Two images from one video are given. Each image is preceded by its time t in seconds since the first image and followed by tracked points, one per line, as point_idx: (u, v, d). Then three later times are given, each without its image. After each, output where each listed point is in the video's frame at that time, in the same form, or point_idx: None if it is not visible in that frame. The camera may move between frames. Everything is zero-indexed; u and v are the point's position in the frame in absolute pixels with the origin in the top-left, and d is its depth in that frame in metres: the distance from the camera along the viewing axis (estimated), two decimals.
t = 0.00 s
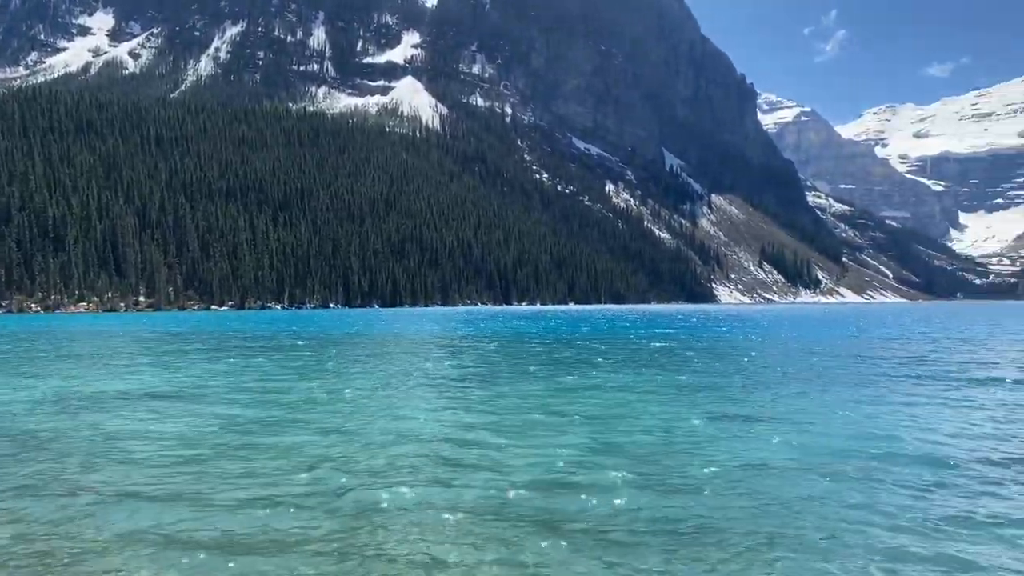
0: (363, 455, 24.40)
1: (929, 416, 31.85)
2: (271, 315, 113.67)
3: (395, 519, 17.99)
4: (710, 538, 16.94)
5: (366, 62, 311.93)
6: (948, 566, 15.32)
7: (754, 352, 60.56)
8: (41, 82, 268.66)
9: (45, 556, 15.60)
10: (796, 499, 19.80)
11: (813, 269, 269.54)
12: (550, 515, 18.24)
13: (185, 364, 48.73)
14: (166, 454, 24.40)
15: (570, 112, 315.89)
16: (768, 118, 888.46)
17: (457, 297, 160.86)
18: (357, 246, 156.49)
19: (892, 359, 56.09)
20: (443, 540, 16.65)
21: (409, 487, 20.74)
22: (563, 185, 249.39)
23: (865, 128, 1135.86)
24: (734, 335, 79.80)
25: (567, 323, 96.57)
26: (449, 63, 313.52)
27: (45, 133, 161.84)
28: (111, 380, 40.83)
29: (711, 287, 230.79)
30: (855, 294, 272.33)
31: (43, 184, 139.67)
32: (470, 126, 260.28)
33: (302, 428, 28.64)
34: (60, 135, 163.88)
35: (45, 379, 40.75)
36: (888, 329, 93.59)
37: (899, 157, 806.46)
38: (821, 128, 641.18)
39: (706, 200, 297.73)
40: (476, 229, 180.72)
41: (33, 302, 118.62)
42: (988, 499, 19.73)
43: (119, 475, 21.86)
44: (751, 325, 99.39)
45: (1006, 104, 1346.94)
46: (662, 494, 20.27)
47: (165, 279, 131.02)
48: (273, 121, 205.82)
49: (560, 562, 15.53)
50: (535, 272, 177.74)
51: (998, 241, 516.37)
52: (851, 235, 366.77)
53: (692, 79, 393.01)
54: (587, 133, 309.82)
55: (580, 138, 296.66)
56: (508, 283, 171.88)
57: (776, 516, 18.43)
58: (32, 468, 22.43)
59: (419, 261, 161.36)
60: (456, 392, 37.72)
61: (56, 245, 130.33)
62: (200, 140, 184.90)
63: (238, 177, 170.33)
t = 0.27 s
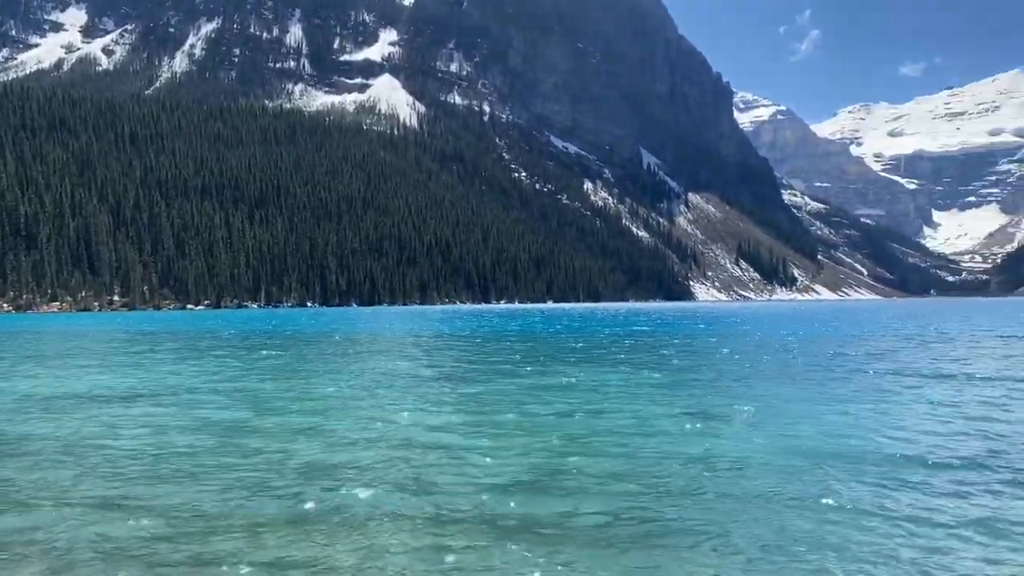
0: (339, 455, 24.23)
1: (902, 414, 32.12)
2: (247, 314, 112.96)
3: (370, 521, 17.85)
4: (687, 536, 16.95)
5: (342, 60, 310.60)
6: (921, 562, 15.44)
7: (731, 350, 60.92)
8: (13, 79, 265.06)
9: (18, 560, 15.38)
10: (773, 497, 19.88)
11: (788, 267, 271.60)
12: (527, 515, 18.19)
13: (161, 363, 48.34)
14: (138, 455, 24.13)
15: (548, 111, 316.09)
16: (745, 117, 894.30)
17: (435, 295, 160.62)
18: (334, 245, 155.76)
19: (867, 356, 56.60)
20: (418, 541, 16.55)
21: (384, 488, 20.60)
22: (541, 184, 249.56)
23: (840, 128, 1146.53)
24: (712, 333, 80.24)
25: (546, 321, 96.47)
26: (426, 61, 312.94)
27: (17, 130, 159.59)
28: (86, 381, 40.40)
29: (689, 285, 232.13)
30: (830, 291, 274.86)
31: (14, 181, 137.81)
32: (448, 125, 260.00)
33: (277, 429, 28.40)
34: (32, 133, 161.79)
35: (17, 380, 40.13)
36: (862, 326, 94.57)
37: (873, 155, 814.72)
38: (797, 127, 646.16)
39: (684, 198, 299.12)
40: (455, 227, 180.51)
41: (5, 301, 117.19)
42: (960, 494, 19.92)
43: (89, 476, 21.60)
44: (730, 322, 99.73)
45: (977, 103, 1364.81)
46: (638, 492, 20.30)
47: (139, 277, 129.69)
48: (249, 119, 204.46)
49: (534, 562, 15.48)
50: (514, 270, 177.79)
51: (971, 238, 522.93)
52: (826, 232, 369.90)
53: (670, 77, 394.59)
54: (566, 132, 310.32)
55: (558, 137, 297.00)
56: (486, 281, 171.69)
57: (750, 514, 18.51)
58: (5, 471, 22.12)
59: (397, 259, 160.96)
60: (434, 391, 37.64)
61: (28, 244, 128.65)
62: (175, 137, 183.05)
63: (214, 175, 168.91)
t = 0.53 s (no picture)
0: (320, 456, 23.96)
1: (881, 410, 32.31)
2: (224, 313, 112.24)
3: (353, 523, 17.62)
4: (674, 536, 16.85)
5: (320, 57, 308.66)
6: (906, 560, 15.43)
7: (711, 347, 61.19)
8: None
9: None
10: (758, 494, 19.86)
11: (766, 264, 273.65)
12: (511, 517, 18.02)
13: (138, 363, 47.82)
14: (114, 457, 23.74)
15: (527, 109, 316.17)
16: (722, 114, 899.69)
17: (414, 293, 160.37)
18: (313, 243, 155.09)
19: (846, 352, 57.01)
20: (402, 544, 16.33)
21: (366, 488, 20.39)
22: (520, 182, 249.57)
23: (816, 126, 1156.85)
24: (691, 330, 80.64)
25: (525, 319, 96.50)
26: (404, 58, 311.83)
27: None
28: (61, 380, 40.06)
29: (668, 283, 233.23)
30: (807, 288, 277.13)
31: None
32: (427, 122, 259.44)
33: (261, 428, 28.20)
34: (4, 130, 159.59)
35: None
36: (839, 322, 95.48)
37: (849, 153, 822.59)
38: (774, 124, 650.87)
39: (662, 196, 300.47)
40: (434, 225, 180.32)
41: None
42: (945, 490, 20.14)
43: (64, 479, 21.21)
44: (707, 319, 100.32)
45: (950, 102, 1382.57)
46: (628, 490, 20.32)
47: (116, 277, 128.41)
48: (226, 116, 202.93)
49: (520, 564, 15.33)
50: (493, 268, 177.90)
51: (944, 235, 529.39)
52: (802, 230, 372.99)
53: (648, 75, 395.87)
54: (545, 130, 310.44)
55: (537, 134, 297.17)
56: (466, 279, 171.69)
57: (735, 512, 18.48)
58: None
59: (376, 258, 160.63)
60: (411, 390, 37.73)
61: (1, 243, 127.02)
62: (151, 135, 181.25)
63: (190, 173, 167.47)
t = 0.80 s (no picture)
0: (304, 454, 23.99)
1: (855, 404, 32.84)
2: (203, 311, 111.31)
3: (336, 519, 17.68)
4: (651, 528, 17.09)
5: (299, 54, 307.24)
6: (872, 548, 15.83)
7: (690, 343, 61.61)
8: None
9: None
10: (740, 488, 20.00)
11: (744, 260, 275.21)
12: (490, 511, 18.19)
13: (117, 362, 47.48)
14: (93, 455, 23.72)
15: (507, 106, 315.76)
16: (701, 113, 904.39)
17: (395, 290, 159.88)
18: (292, 241, 154.18)
19: (821, 348, 57.73)
20: (382, 538, 16.45)
21: (347, 484, 20.50)
22: (500, 179, 249.45)
23: (794, 125, 1166.01)
24: (671, 327, 81.14)
25: (506, 316, 96.36)
26: (384, 55, 311.06)
27: None
28: (36, 379, 39.48)
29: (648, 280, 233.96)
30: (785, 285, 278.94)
31: None
32: (407, 119, 258.90)
33: (244, 427, 27.92)
34: None
35: None
36: (816, 319, 96.47)
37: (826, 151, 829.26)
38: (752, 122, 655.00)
39: (642, 194, 301.41)
40: (414, 222, 179.78)
41: None
42: (929, 484, 20.27)
43: (45, 479, 20.97)
44: (687, 316, 100.60)
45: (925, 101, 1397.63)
46: (614, 487, 20.27)
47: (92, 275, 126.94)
48: (203, 113, 201.25)
49: (498, 555, 15.50)
50: (474, 265, 177.67)
51: (920, 232, 535.05)
52: (781, 227, 375.51)
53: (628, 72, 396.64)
54: (525, 127, 310.45)
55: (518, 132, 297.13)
56: (447, 276, 171.36)
57: (710, 504, 18.78)
58: None
59: (356, 255, 159.99)
60: (393, 388, 37.50)
61: None
62: (127, 131, 179.33)
63: (168, 171, 166.01)
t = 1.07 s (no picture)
0: (281, 451, 23.75)
1: (834, 399, 32.98)
2: (181, 309, 110.23)
3: (310, 517, 17.47)
4: (627, 523, 17.04)
5: (279, 50, 305.18)
6: (847, 541, 15.84)
7: (672, 339, 61.67)
8: None
9: None
10: (720, 481, 20.24)
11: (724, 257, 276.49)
12: (466, 507, 18.05)
13: (92, 361, 46.86)
14: (64, 455, 23.39)
15: (488, 103, 315.00)
16: (682, 110, 907.57)
17: (376, 288, 159.22)
18: (272, 238, 153.21)
19: (801, 344, 58.04)
20: (358, 534, 16.39)
21: (323, 482, 20.30)
22: (482, 176, 248.96)
23: (773, 122, 1172.42)
24: (652, 323, 81.30)
25: (488, 313, 96.20)
26: (364, 52, 309.74)
27: None
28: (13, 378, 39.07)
29: (629, 277, 234.37)
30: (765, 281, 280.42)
31: None
32: (388, 116, 257.81)
33: (224, 424, 27.86)
34: None
35: None
36: (796, 315, 97.05)
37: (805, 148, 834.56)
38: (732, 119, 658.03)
39: (623, 191, 302.05)
40: (395, 219, 179.17)
41: None
42: (902, 476, 20.63)
43: (25, 477, 20.89)
44: (668, 313, 100.94)
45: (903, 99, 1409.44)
46: (593, 481, 20.46)
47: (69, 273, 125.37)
48: (182, 109, 199.43)
49: (475, 552, 15.39)
50: (456, 263, 177.30)
51: (898, 229, 539.66)
52: (761, 224, 377.67)
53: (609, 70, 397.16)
54: (507, 123, 310.07)
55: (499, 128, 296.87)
56: (428, 274, 170.84)
57: (688, 499, 18.76)
58: None
59: (337, 253, 159.28)
60: (374, 384, 37.42)
61: None
62: (104, 128, 177.27)
63: (146, 167, 164.30)
